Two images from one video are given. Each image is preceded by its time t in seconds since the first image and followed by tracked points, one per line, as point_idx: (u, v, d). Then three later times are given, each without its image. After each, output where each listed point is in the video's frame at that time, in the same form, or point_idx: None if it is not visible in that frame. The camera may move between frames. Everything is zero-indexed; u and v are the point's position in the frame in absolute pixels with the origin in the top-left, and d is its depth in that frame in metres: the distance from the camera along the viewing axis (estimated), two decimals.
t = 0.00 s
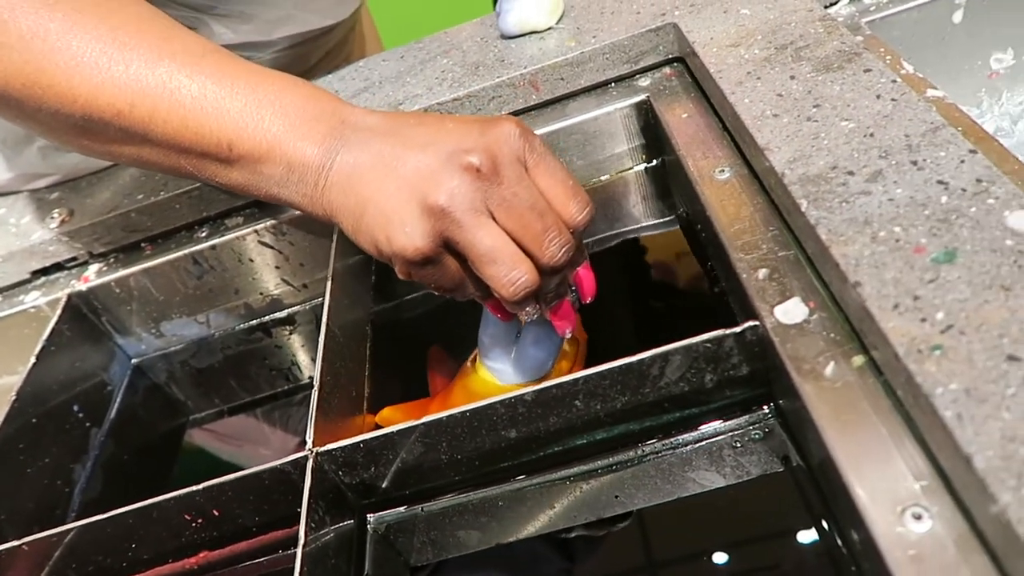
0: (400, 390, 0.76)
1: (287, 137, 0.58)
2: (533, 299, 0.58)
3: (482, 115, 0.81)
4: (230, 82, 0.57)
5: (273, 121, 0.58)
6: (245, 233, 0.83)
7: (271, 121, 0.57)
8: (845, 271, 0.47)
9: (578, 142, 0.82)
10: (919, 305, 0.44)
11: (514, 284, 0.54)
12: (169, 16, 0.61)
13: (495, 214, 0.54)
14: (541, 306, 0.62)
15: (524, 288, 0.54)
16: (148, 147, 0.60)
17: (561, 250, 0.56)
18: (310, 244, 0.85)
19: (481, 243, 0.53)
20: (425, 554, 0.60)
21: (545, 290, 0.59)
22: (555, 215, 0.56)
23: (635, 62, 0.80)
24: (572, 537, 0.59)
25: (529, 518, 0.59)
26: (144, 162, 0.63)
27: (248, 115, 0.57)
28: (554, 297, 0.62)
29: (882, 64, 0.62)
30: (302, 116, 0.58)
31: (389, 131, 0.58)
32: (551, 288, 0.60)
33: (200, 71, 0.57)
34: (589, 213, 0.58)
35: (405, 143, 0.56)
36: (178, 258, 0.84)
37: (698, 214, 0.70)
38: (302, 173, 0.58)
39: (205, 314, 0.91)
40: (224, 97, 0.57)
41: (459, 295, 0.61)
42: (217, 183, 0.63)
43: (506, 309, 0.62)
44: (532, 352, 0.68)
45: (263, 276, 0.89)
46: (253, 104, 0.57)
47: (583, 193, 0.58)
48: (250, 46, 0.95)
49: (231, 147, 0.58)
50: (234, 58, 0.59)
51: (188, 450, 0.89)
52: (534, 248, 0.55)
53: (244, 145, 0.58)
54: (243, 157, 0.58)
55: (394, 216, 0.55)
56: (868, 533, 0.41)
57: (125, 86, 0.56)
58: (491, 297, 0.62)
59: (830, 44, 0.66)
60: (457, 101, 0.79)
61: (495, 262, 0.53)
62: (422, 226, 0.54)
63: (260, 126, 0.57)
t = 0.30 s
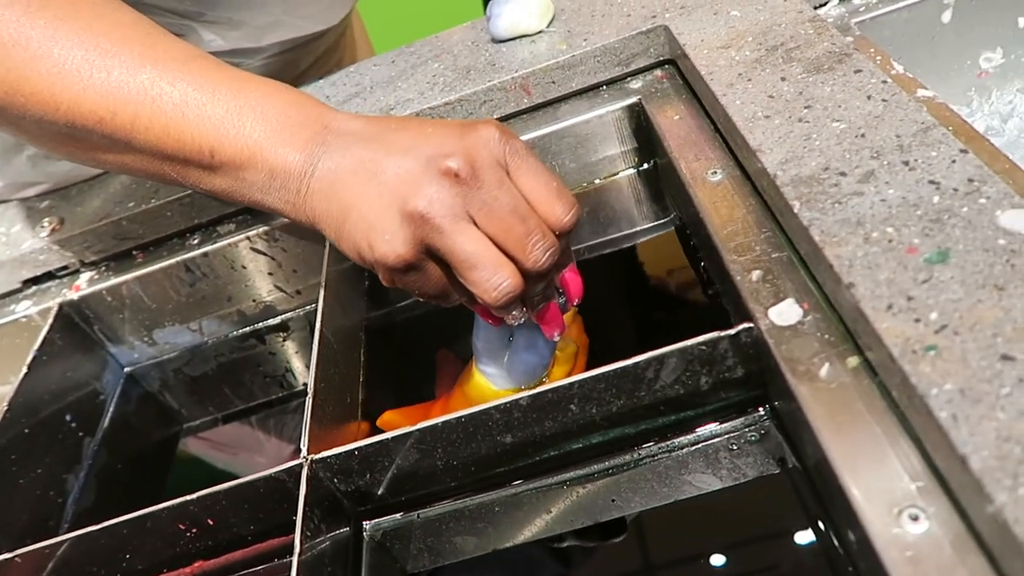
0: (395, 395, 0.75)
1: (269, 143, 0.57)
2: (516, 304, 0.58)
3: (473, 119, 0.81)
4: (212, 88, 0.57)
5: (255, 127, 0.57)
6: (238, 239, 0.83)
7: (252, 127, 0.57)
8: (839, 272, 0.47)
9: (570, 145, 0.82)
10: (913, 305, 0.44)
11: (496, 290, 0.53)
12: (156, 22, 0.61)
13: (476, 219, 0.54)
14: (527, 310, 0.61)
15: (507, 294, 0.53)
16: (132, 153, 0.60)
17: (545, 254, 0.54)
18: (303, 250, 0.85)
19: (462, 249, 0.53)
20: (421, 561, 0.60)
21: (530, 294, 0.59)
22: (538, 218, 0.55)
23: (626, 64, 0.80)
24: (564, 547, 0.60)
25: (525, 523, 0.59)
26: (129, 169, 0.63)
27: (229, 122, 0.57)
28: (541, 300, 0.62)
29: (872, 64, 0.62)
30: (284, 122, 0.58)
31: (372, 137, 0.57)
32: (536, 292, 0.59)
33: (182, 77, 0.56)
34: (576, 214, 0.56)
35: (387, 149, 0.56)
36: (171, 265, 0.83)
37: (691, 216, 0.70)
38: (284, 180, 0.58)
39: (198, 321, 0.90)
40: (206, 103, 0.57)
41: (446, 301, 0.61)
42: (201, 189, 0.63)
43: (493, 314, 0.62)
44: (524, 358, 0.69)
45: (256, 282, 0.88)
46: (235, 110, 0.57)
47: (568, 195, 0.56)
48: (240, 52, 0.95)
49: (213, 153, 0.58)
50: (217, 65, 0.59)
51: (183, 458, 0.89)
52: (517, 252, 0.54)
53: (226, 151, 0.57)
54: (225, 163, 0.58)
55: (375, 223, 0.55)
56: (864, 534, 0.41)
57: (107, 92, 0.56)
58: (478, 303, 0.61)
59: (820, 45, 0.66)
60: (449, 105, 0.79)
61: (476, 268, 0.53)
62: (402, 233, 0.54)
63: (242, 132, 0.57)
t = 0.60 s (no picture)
0: (396, 399, 0.75)
1: (261, 153, 0.57)
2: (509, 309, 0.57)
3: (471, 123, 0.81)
4: (204, 97, 0.57)
5: (246, 137, 0.57)
6: (237, 245, 0.83)
7: (244, 136, 0.57)
8: (839, 272, 0.47)
9: (569, 148, 0.82)
10: (913, 305, 0.44)
11: (486, 297, 0.52)
12: (151, 31, 0.61)
13: (466, 226, 0.53)
14: (521, 314, 0.61)
15: (498, 300, 0.53)
16: (125, 162, 0.60)
17: (537, 258, 0.54)
18: (302, 255, 0.85)
19: (452, 255, 0.52)
20: (423, 566, 0.60)
21: (524, 298, 0.58)
22: (529, 223, 0.54)
23: (624, 67, 0.80)
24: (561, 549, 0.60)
25: (527, 527, 0.59)
26: (123, 177, 0.63)
27: (220, 131, 0.57)
28: (534, 305, 0.62)
29: (870, 65, 0.62)
30: (275, 131, 0.58)
31: (363, 145, 0.57)
32: (528, 297, 0.59)
33: (174, 86, 0.56)
34: (568, 218, 0.55)
35: (377, 158, 0.56)
36: (170, 272, 0.83)
37: (690, 217, 0.70)
38: (276, 189, 0.58)
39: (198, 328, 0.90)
40: (198, 112, 0.57)
41: (441, 308, 0.61)
42: (195, 198, 0.63)
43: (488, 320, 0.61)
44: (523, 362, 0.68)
45: (256, 288, 0.88)
46: (226, 120, 0.57)
47: (560, 199, 0.56)
48: (238, 59, 0.95)
49: (205, 162, 0.58)
50: (210, 74, 0.59)
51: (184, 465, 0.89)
52: (507, 258, 0.53)
53: (217, 161, 0.57)
54: (218, 172, 0.58)
55: (366, 233, 0.55)
56: (867, 535, 0.41)
57: (99, 101, 0.56)
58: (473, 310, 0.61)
59: (817, 46, 0.66)
60: (447, 109, 0.79)
61: (466, 274, 0.52)
62: (393, 241, 0.54)
63: (233, 141, 0.57)
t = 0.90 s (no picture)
0: (394, 401, 0.75)
1: (257, 157, 0.57)
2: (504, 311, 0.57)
3: (470, 125, 0.81)
4: (200, 102, 0.57)
5: (243, 142, 0.57)
6: (235, 248, 0.83)
7: (241, 141, 0.57)
8: (837, 274, 0.47)
9: (567, 151, 0.82)
10: (911, 307, 0.44)
11: (481, 300, 0.52)
12: (148, 36, 0.61)
13: (461, 229, 0.53)
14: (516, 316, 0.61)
15: (494, 302, 0.53)
16: (121, 166, 0.60)
17: (533, 260, 0.53)
18: (300, 258, 0.85)
19: (447, 259, 0.52)
20: (421, 568, 0.59)
21: (519, 300, 0.58)
22: (524, 225, 0.54)
23: (622, 69, 0.80)
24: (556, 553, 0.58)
25: (525, 530, 0.59)
26: (119, 181, 0.63)
27: (216, 136, 0.57)
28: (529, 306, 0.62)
29: (867, 67, 0.62)
30: (271, 136, 0.58)
31: (358, 150, 0.57)
32: (524, 299, 0.59)
33: (170, 91, 0.56)
34: (564, 221, 0.55)
35: (372, 161, 0.56)
36: (168, 274, 0.83)
37: (688, 220, 0.70)
38: (272, 193, 0.58)
39: (195, 330, 0.90)
40: (194, 117, 0.57)
41: (438, 312, 0.61)
42: (191, 202, 0.63)
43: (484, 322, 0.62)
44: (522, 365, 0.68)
45: (254, 290, 0.88)
46: (223, 124, 0.57)
47: (555, 201, 0.56)
48: (236, 61, 0.95)
49: (201, 167, 0.58)
50: (206, 78, 0.59)
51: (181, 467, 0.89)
52: (502, 261, 0.53)
53: (213, 165, 0.57)
54: (214, 177, 0.58)
55: (362, 237, 0.55)
56: (865, 537, 0.41)
57: (96, 106, 0.56)
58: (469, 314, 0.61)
59: (815, 49, 0.66)
60: (445, 112, 0.79)
61: (461, 278, 0.52)
62: (389, 246, 0.54)
63: (230, 146, 0.57)
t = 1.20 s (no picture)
0: (393, 403, 0.75)
1: (262, 159, 0.58)
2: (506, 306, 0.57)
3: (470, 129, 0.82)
4: (206, 105, 0.57)
5: (249, 144, 0.58)
6: (235, 250, 0.83)
7: (247, 143, 0.58)
8: (834, 279, 0.47)
9: (567, 154, 0.83)
10: (907, 312, 0.44)
11: (486, 294, 0.52)
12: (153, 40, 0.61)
13: (465, 225, 0.53)
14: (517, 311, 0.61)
15: (499, 297, 0.52)
16: (127, 168, 0.60)
17: (537, 255, 0.53)
18: (301, 260, 0.85)
19: (451, 254, 0.52)
20: (419, 570, 0.59)
21: (522, 295, 0.59)
22: (528, 221, 0.54)
23: (622, 73, 0.80)
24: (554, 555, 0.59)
25: (523, 532, 0.59)
26: (126, 183, 0.63)
27: (223, 138, 0.57)
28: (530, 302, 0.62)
29: (865, 72, 0.62)
30: (277, 138, 0.58)
31: (363, 151, 0.58)
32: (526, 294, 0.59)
33: (177, 94, 0.57)
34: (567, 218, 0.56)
35: (377, 162, 0.56)
36: (169, 276, 0.84)
37: (687, 224, 0.70)
38: (278, 195, 0.58)
39: (196, 331, 0.91)
40: (201, 120, 0.57)
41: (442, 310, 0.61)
42: (196, 204, 0.64)
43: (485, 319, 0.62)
44: (519, 363, 0.68)
45: (254, 292, 0.89)
46: (229, 127, 0.57)
47: (558, 198, 0.56)
48: (238, 64, 0.95)
49: (208, 169, 0.58)
50: (212, 82, 0.60)
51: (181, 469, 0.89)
52: (506, 256, 0.53)
53: (219, 167, 0.58)
54: (220, 179, 0.59)
55: (367, 235, 0.55)
56: (860, 540, 0.42)
57: (103, 108, 0.56)
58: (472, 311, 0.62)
59: (813, 54, 0.66)
60: (445, 115, 0.79)
61: (466, 272, 0.52)
62: (394, 243, 0.54)
63: (236, 149, 0.57)
